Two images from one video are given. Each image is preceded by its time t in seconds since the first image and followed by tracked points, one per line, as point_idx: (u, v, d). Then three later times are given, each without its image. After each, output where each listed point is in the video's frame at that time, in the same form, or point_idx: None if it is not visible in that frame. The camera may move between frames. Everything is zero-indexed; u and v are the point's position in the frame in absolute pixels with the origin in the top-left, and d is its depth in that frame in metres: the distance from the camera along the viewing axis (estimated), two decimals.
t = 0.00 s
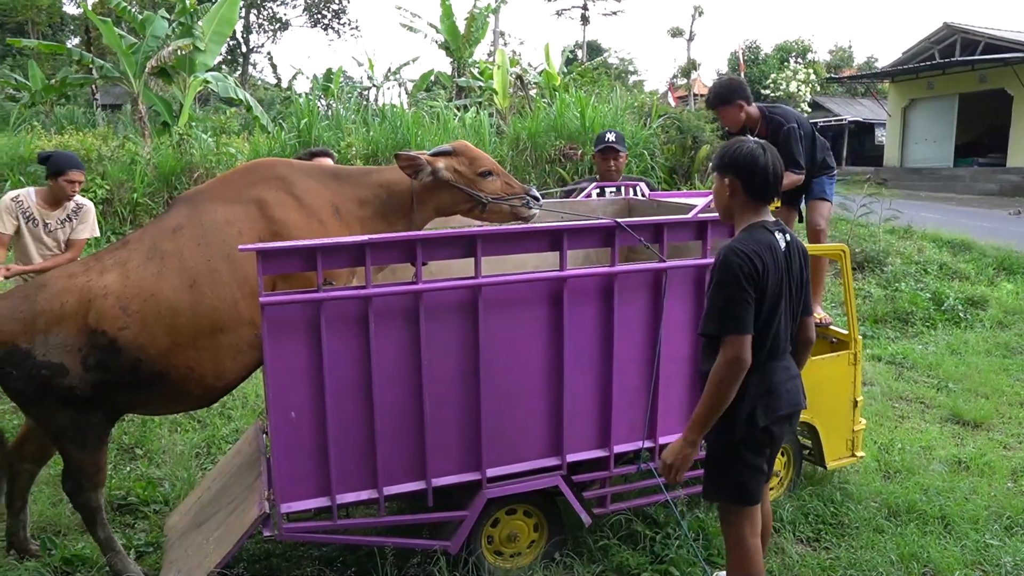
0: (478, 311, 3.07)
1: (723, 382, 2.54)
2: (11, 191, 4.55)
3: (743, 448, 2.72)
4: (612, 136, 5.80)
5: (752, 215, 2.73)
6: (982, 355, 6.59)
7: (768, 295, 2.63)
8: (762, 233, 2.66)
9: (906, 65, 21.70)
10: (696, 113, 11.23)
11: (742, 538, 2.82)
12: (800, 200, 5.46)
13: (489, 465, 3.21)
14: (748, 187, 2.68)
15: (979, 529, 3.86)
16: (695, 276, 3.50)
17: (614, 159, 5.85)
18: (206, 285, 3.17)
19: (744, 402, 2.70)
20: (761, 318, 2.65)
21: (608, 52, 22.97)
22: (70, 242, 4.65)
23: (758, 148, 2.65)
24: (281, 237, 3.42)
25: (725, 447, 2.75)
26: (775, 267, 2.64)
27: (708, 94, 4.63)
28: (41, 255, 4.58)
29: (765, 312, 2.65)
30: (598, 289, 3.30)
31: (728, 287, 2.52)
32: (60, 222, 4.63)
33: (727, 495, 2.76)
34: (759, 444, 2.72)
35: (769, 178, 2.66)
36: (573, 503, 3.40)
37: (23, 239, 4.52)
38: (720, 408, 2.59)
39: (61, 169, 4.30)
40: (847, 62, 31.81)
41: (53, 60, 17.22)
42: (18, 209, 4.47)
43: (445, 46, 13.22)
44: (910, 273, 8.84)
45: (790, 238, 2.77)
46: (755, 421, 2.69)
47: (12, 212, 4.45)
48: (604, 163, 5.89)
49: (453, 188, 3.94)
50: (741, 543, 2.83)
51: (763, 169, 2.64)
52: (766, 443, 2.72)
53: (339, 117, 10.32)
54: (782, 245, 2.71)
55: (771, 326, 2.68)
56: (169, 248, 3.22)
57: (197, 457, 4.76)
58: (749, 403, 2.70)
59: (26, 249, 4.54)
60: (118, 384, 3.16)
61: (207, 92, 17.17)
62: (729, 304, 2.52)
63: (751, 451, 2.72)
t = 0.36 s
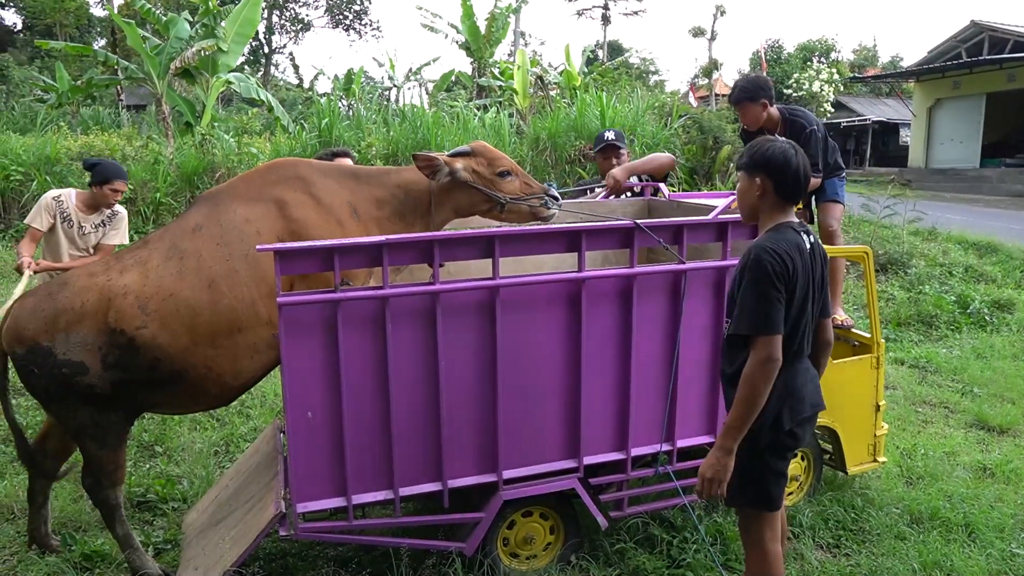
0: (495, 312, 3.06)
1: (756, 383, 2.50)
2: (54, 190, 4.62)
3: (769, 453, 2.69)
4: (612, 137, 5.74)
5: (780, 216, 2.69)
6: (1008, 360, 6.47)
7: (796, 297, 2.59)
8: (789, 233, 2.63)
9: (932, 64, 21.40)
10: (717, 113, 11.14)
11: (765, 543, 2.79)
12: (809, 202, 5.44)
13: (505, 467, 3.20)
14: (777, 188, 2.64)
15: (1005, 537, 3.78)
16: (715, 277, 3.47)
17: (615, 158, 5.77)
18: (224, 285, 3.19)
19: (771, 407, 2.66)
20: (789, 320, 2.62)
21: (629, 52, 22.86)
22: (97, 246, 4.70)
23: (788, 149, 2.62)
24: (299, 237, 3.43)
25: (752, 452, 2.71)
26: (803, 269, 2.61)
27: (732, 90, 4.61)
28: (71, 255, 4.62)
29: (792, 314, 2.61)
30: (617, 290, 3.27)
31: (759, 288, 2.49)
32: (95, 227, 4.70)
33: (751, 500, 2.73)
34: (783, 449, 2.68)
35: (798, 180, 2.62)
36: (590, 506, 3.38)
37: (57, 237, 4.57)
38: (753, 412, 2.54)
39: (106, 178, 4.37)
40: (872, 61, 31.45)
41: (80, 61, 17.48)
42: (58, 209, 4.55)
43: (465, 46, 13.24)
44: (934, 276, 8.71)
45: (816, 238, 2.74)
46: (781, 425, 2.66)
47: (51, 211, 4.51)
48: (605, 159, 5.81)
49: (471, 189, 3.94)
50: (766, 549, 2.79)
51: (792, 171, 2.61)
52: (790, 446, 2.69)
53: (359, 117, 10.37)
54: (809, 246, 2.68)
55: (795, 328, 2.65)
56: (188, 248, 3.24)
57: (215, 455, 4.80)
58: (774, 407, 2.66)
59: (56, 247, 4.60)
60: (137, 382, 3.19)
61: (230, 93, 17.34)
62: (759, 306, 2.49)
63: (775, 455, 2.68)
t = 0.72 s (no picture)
0: (499, 317, 3.05)
1: (766, 383, 2.48)
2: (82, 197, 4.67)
3: (777, 453, 2.67)
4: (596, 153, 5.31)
5: (787, 220, 2.68)
6: (1016, 366, 6.42)
7: (805, 300, 2.59)
8: (796, 237, 2.61)
9: (940, 69, 21.34)
10: (724, 118, 11.12)
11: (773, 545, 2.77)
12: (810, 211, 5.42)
13: (507, 473, 3.19)
14: (786, 193, 2.62)
15: (1014, 546, 3.74)
16: (719, 283, 3.45)
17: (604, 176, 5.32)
18: (226, 290, 3.19)
19: (779, 409, 2.65)
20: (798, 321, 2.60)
21: (635, 57, 22.86)
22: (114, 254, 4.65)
23: (798, 154, 2.60)
24: (301, 243, 3.42)
25: (758, 453, 2.69)
26: (811, 272, 2.60)
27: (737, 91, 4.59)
28: (87, 260, 4.61)
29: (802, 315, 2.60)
30: (620, 296, 3.26)
31: (772, 291, 2.47)
32: (116, 236, 4.67)
33: (761, 501, 2.71)
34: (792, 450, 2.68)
35: (807, 185, 2.61)
36: (593, 512, 3.37)
37: (76, 241, 4.58)
38: (761, 411, 2.53)
39: (128, 189, 4.33)
40: (878, 66, 31.41)
41: (88, 66, 17.60)
42: (81, 214, 4.58)
43: (471, 51, 13.26)
44: (941, 281, 8.67)
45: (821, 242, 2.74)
46: (789, 426, 2.66)
47: (74, 215, 4.55)
48: (595, 182, 5.32)
49: (475, 195, 3.94)
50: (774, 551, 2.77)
51: (801, 176, 2.59)
52: (798, 446, 2.70)
53: (365, 122, 10.40)
54: (815, 250, 2.67)
55: (802, 330, 2.64)
56: (190, 253, 3.24)
57: (219, 460, 4.79)
58: (784, 408, 2.65)
59: (76, 252, 4.60)
60: (138, 387, 3.19)
61: (237, 98, 17.41)
62: (772, 309, 2.47)
63: (782, 455, 2.68)
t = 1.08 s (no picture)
0: (509, 318, 3.07)
1: (774, 383, 2.49)
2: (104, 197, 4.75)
3: (786, 452, 2.69)
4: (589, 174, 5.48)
5: (792, 222, 2.69)
6: None
7: (811, 301, 2.59)
8: (802, 239, 2.62)
9: (950, 70, 21.26)
10: (732, 119, 11.11)
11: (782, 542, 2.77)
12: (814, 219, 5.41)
13: (517, 473, 3.20)
14: (790, 195, 2.63)
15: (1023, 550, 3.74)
16: (729, 284, 3.46)
17: (603, 192, 5.46)
18: (239, 290, 3.21)
19: (788, 408, 2.66)
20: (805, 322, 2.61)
21: (643, 59, 22.86)
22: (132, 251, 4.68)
23: (800, 156, 2.61)
24: (313, 243, 3.44)
25: (767, 452, 2.70)
26: (817, 273, 2.61)
27: (746, 92, 4.59)
28: (106, 257, 4.65)
29: (809, 316, 2.61)
30: (629, 297, 3.26)
31: (777, 291, 2.49)
32: (134, 234, 4.70)
33: (771, 500, 2.72)
34: (801, 446, 2.70)
35: (809, 187, 2.62)
36: (602, 513, 3.38)
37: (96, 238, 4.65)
38: (772, 410, 2.54)
39: (145, 187, 4.38)
40: (888, 68, 31.30)
41: (99, 66, 17.71)
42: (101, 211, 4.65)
43: (480, 51, 13.28)
44: (951, 284, 8.65)
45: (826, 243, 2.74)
46: (796, 425, 2.68)
47: (94, 212, 4.64)
48: (595, 199, 5.48)
49: (486, 199, 3.98)
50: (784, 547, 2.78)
51: (805, 178, 2.60)
52: (806, 444, 2.72)
53: (373, 123, 10.43)
54: (821, 251, 2.67)
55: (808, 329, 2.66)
56: (203, 253, 3.27)
57: (229, 459, 4.82)
58: (792, 407, 2.66)
59: (95, 248, 4.65)
60: (151, 385, 3.21)
61: (246, 98, 17.49)
62: (777, 309, 2.48)
63: (791, 454, 2.70)
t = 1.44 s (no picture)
0: (515, 318, 3.08)
1: (762, 371, 2.51)
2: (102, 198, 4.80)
3: (787, 449, 2.70)
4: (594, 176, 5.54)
5: (791, 221, 2.70)
6: None
7: (808, 298, 2.60)
8: (802, 238, 2.63)
9: (955, 68, 21.20)
10: (737, 118, 11.11)
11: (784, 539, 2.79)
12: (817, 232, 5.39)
13: (524, 472, 3.22)
14: (786, 194, 2.65)
15: None
16: (735, 284, 3.47)
17: (609, 193, 5.49)
18: (248, 291, 3.24)
19: (788, 406, 2.68)
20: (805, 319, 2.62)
21: (647, 58, 22.85)
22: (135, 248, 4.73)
23: (794, 156, 2.63)
24: (321, 243, 3.47)
25: (769, 450, 2.72)
26: (815, 271, 2.62)
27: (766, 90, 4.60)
28: (111, 258, 4.70)
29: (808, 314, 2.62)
30: (635, 296, 3.28)
31: (771, 289, 2.51)
32: (134, 230, 4.74)
33: (773, 497, 2.74)
34: (802, 445, 2.71)
35: (809, 187, 2.63)
36: (609, 511, 3.39)
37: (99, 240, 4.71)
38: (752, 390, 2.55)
39: (131, 180, 4.41)
40: (893, 66, 31.24)
41: (105, 68, 17.80)
42: (97, 212, 4.69)
43: (484, 52, 13.30)
44: (956, 282, 8.63)
45: (827, 241, 2.74)
46: (797, 423, 2.70)
47: (90, 214, 4.69)
48: (602, 201, 5.51)
49: (492, 198, 4.00)
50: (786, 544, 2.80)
51: (804, 178, 2.62)
52: (807, 442, 2.74)
53: (378, 123, 10.47)
54: (822, 250, 2.69)
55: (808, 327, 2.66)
56: (212, 254, 3.29)
57: (236, 458, 4.85)
58: (792, 405, 2.68)
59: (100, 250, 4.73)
60: (161, 385, 3.24)
61: (251, 98, 17.54)
62: (771, 306, 2.50)
63: (793, 452, 2.71)
